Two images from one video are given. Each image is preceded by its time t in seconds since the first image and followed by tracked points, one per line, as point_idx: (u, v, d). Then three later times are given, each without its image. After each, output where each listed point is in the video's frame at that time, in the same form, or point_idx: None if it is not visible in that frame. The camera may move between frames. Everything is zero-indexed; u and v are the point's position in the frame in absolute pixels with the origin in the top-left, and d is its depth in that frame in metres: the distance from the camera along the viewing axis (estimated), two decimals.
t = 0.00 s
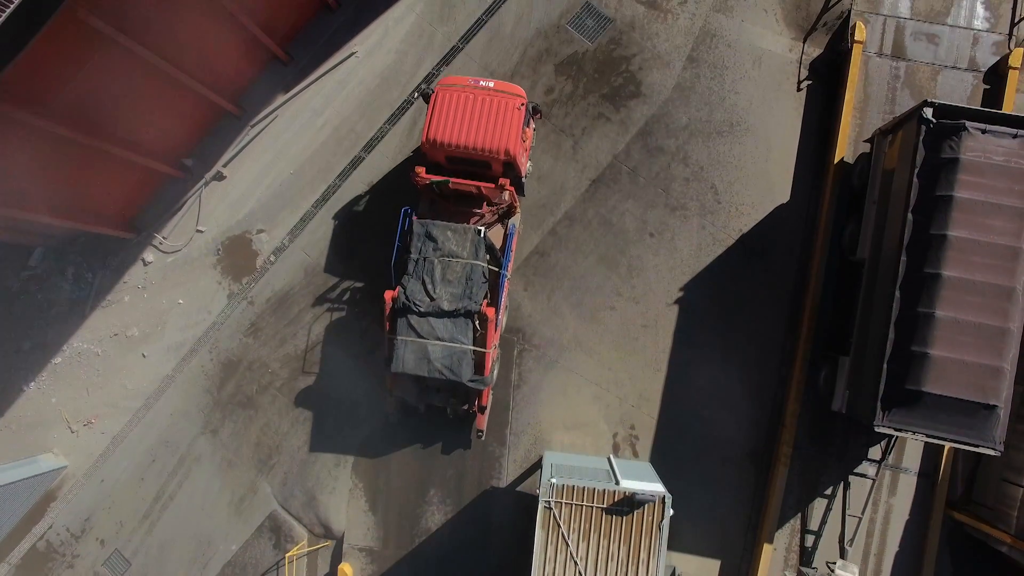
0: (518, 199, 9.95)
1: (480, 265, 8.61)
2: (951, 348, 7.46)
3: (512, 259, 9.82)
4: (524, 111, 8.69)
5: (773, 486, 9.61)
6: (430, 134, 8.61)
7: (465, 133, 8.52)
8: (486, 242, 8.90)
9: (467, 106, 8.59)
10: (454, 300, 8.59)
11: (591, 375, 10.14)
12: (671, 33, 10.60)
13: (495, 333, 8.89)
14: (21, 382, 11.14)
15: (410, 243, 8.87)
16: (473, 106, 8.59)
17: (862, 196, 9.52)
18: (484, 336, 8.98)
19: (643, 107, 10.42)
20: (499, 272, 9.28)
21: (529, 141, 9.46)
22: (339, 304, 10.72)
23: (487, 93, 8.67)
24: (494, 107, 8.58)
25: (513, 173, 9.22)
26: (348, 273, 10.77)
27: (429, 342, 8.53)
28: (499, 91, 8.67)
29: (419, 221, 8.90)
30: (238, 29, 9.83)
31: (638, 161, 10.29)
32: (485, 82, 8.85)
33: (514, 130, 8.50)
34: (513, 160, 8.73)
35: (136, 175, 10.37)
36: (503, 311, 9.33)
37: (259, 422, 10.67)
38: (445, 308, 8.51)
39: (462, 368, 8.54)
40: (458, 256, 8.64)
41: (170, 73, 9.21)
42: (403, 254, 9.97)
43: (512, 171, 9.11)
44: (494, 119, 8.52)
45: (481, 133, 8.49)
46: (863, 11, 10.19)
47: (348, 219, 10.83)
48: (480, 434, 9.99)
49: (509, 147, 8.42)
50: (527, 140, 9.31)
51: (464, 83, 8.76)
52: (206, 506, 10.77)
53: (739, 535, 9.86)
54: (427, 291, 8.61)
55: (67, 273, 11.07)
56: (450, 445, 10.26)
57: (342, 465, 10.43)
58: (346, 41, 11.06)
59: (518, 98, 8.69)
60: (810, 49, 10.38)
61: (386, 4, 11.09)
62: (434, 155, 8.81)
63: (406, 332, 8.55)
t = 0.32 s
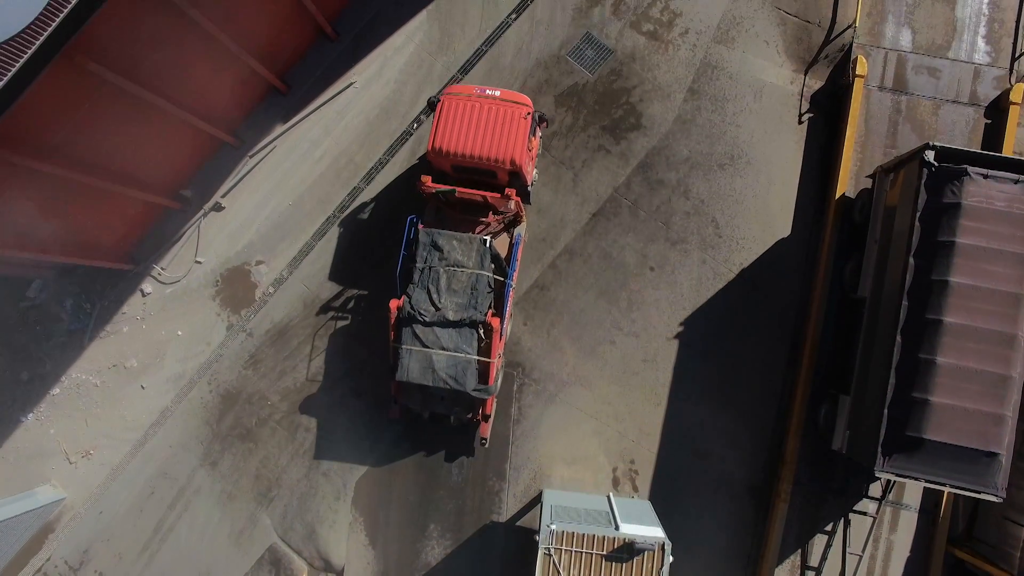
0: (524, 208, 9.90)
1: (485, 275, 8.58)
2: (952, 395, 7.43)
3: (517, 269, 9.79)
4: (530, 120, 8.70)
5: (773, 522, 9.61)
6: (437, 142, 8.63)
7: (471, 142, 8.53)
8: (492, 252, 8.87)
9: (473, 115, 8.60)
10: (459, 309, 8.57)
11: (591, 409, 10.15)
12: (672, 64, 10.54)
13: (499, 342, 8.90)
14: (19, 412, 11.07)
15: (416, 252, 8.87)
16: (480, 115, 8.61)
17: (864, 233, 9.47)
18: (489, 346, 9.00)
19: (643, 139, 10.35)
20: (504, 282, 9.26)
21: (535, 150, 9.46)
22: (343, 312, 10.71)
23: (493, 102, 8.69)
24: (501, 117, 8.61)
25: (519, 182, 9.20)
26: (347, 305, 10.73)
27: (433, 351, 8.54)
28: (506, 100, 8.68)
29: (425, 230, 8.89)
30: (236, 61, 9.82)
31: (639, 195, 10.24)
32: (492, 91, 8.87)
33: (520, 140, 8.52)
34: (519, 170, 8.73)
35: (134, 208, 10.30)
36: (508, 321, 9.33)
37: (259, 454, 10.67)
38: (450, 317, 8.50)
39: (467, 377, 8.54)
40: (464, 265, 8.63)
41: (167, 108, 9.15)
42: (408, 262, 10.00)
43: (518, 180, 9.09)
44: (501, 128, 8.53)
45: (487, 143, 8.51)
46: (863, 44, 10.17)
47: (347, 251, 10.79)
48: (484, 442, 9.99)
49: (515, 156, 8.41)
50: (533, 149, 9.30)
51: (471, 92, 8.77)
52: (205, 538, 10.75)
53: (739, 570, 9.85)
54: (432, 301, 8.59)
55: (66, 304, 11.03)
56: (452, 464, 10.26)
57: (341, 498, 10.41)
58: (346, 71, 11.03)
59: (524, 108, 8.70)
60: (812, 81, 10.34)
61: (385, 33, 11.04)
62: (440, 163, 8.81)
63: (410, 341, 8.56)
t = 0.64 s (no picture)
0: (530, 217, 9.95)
1: (492, 286, 8.58)
2: (954, 449, 7.40)
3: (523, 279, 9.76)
4: (539, 131, 8.67)
5: (773, 562, 9.57)
6: (445, 152, 8.59)
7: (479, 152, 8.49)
8: (499, 263, 8.88)
9: (482, 125, 8.55)
10: (466, 320, 8.57)
11: (591, 447, 10.15)
12: (673, 99, 10.47)
13: (505, 353, 8.88)
14: (16, 448, 10.95)
15: (423, 262, 8.85)
16: (489, 125, 8.56)
17: (865, 273, 9.44)
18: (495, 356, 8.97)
19: (644, 177, 10.28)
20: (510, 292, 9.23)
21: (543, 160, 9.43)
22: (349, 322, 10.73)
23: (502, 112, 8.65)
24: (510, 127, 8.54)
25: (526, 193, 9.19)
26: (347, 342, 10.72)
27: (440, 362, 8.49)
28: (515, 111, 8.65)
29: (432, 240, 8.87)
30: (233, 101, 9.80)
31: (639, 233, 10.21)
32: (501, 101, 8.83)
33: (529, 150, 8.44)
34: (527, 181, 8.69)
35: (132, 247, 10.25)
36: (514, 331, 9.32)
37: (259, 491, 10.64)
38: (457, 328, 8.50)
39: (473, 388, 8.50)
40: (471, 276, 8.61)
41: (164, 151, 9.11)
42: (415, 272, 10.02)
43: (525, 190, 9.06)
44: (509, 138, 8.49)
45: (496, 154, 8.47)
46: (865, 81, 10.13)
47: (347, 287, 10.77)
48: (488, 451, 10.03)
49: (523, 167, 8.37)
50: (541, 159, 9.28)
51: (479, 102, 8.73)
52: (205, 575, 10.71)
53: None
54: (438, 311, 8.57)
55: (65, 339, 10.97)
56: (455, 474, 10.31)
57: (341, 536, 10.39)
58: (345, 105, 10.97)
59: (533, 118, 8.65)
60: (813, 117, 10.28)
61: (385, 67, 10.98)
62: (448, 173, 8.79)
63: (417, 351, 8.55)
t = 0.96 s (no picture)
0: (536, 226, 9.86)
1: (498, 296, 8.49)
2: (957, 503, 7.37)
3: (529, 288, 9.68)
4: (545, 140, 8.59)
5: None
6: (450, 161, 8.55)
7: (485, 162, 8.44)
8: (504, 273, 8.78)
9: (488, 134, 8.49)
10: (471, 331, 8.44)
11: (591, 486, 10.13)
12: (674, 135, 10.36)
13: (511, 363, 8.81)
14: (13, 484, 10.87)
15: (428, 272, 8.78)
16: (495, 134, 8.51)
17: (867, 315, 9.40)
18: (500, 366, 8.90)
19: (645, 214, 10.22)
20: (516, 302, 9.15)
21: (549, 169, 9.37)
22: (353, 331, 10.69)
23: (508, 121, 8.59)
24: (515, 136, 8.51)
25: (532, 202, 9.16)
26: (346, 379, 10.67)
27: (446, 372, 8.41)
28: (521, 120, 8.58)
29: (438, 250, 8.82)
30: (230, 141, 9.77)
31: (640, 271, 10.17)
32: (506, 110, 8.77)
33: (534, 160, 8.42)
34: (533, 190, 8.64)
35: (129, 285, 10.21)
36: (519, 341, 9.25)
37: (258, 528, 10.61)
38: (463, 339, 8.39)
39: (479, 399, 8.39)
40: (477, 286, 8.51)
41: (161, 194, 9.06)
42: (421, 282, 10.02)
43: (532, 199, 9.00)
44: (515, 148, 8.42)
45: (502, 163, 8.41)
46: (868, 118, 10.07)
47: (347, 324, 10.72)
48: (494, 461, 10.02)
49: (529, 177, 8.32)
50: (547, 168, 9.22)
51: (485, 111, 8.67)
52: None
53: None
54: (444, 322, 8.48)
55: (62, 375, 10.88)
56: (458, 484, 10.33)
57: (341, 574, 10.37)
58: (343, 140, 10.89)
59: (539, 128, 8.61)
60: (815, 154, 10.23)
61: (384, 101, 10.91)
62: (454, 183, 8.75)
63: (423, 362, 8.47)
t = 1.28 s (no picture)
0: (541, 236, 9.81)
1: (503, 306, 8.48)
2: (957, 550, 7.36)
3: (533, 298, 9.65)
4: (550, 150, 8.60)
5: None
6: (456, 171, 8.53)
7: (491, 171, 8.45)
8: (510, 282, 8.77)
9: (493, 144, 8.53)
10: (476, 341, 8.39)
11: (591, 521, 10.12)
12: (674, 168, 10.32)
13: (516, 374, 8.76)
14: (12, 515, 10.85)
15: (433, 282, 8.75)
16: (500, 144, 8.52)
17: (866, 352, 9.40)
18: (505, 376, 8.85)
19: (645, 248, 10.20)
20: (521, 312, 9.12)
21: (554, 179, 9.35)
22: (357, 339, 10.68)
23: (513, 131, 8.60)
24: (519, 147, 8.50)
25: (537, 212, 9.12)
26: (346, 412, 10.67)
27: (451, 383, 8.34)
28: (526, 130, 8.58)
29: (443, 259, 8.83)
30: (225, 175, 9.67)
31: (639, 305, 10.18)
32: (511, 120, 8.77)
33: (540, 169, 8.41)
34: (538, 200, 8.61)
35: (128, 318, 10.20)
36: (524, 352, 9.20)
37: (257, 561, 10.60)
38: (468, 349, 8.34)
39: (484, 409, 8.30)
40: (482, 296, 8.49)
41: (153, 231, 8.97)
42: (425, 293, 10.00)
43: (537, 209, 8.95)
44: (521, 158, 8.42)
45: (507, 173, 8.39)
46: (869, 151, 10.05)
47: (346, 356, 10.70)
48: (498, 469, 10.06)
49: (534, 187, 8.31)
50: (552, 177, 9.20)
51: (490, 121, 8.67)
52: None
53: None
54: (449, 332, 8.43)
55: (60, 406, 10.84)
56: (460, 494, 10.36)
57: None
58: (341, 171, 10.84)
59: (544, 138, 8.62)
60: (816, 187, 10.20)
61: (383, 132, 10.86)
62: (459, 192, 8.72)
63: (428, 372, 8.38)
